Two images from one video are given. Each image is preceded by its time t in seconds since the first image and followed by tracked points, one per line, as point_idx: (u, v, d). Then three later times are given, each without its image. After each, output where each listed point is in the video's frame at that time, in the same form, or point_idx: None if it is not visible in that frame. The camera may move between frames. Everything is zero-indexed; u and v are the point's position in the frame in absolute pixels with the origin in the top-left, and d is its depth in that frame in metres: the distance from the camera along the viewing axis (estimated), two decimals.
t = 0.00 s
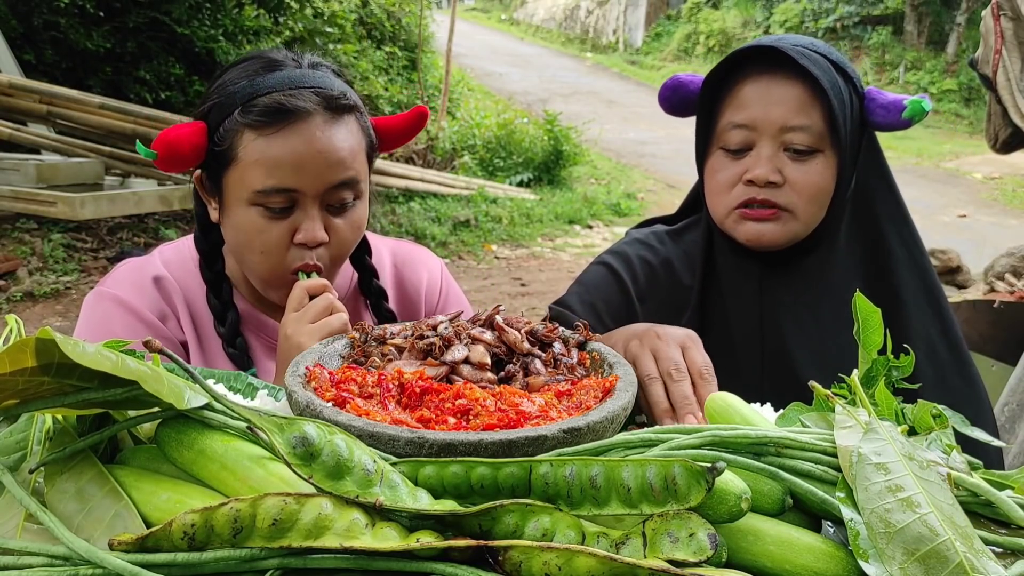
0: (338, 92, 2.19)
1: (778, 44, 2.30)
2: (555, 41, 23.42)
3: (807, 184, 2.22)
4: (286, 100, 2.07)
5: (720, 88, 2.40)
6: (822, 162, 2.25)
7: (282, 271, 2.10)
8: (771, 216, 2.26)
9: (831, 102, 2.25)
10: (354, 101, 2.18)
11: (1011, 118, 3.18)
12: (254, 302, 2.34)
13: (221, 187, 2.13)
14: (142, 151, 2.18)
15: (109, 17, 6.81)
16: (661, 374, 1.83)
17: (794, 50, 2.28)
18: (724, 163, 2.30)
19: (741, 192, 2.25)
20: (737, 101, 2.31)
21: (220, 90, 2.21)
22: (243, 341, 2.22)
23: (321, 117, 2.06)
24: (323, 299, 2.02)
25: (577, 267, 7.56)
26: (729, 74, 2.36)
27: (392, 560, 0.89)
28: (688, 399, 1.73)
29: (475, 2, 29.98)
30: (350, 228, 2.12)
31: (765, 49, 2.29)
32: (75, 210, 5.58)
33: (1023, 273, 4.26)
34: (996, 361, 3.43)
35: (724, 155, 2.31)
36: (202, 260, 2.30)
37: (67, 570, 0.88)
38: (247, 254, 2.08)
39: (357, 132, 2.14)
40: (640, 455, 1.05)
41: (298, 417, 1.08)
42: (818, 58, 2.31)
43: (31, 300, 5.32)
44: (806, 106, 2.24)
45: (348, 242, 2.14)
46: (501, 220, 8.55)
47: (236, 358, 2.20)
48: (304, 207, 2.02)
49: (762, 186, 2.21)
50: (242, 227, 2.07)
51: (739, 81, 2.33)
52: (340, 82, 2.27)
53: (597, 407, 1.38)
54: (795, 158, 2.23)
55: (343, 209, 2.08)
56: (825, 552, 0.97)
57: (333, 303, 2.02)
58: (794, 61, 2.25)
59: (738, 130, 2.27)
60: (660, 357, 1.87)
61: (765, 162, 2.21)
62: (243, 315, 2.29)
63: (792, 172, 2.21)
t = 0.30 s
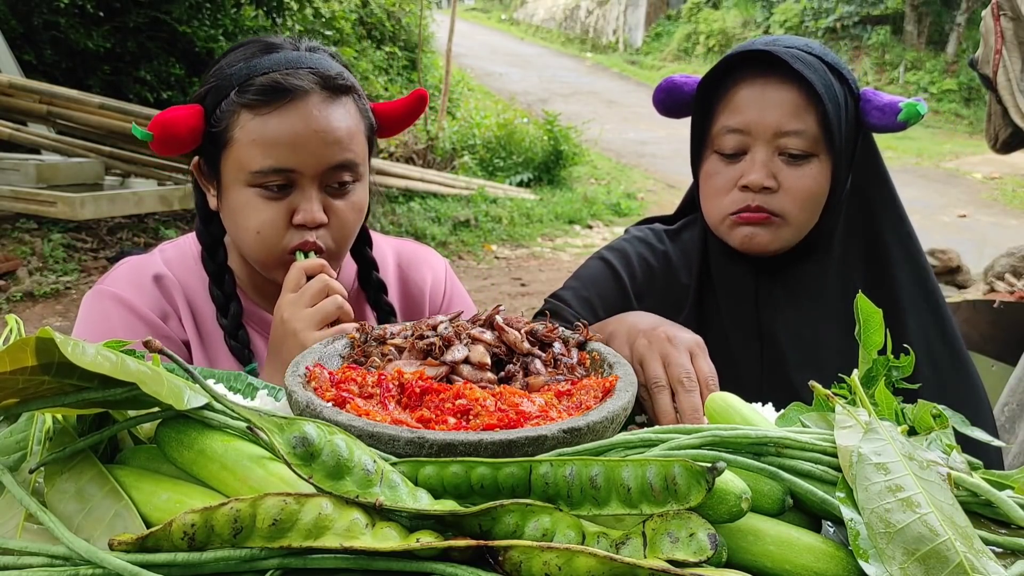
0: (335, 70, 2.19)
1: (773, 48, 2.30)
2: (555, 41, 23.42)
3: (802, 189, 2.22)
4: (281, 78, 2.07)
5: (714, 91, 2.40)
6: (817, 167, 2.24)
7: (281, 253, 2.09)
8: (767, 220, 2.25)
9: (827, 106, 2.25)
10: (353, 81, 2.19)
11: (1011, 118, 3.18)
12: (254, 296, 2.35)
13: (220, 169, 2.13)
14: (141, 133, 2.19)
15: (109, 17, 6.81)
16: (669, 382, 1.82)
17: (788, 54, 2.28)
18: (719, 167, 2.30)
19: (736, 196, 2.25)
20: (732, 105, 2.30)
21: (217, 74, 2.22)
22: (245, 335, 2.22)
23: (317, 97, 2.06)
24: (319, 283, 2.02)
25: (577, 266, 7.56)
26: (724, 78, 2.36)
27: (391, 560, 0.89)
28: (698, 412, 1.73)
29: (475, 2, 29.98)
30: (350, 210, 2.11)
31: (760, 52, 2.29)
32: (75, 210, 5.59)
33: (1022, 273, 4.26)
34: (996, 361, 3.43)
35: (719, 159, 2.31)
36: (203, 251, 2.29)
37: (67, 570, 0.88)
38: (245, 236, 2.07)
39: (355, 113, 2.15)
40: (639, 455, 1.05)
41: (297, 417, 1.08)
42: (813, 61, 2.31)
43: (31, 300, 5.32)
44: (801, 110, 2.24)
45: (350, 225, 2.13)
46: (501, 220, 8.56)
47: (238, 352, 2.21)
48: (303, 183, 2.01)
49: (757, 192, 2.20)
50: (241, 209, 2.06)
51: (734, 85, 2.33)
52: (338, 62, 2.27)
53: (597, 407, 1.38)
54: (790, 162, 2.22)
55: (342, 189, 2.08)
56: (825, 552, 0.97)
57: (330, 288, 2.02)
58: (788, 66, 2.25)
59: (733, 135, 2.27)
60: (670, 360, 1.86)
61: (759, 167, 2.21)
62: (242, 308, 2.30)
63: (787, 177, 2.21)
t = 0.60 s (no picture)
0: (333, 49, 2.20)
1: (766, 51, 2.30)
2: (555, 41, 23.42)
3: (797, 193, 2.22)
4: (282, 53, 2.08)
5: (709, 93, 2.40)
6: (811, 171, 2.24)
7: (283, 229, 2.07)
8: (760, 224, 2.26)
9: (821, 110, 2.25)
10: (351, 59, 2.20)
11: (1011, 118, 3.18)
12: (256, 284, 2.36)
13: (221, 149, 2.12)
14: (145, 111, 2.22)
15: (109, 17, 6.80)
16: (667, 385, 1.82)
17: (783, 57, 2.28)
18: (714, 171, 2.30)
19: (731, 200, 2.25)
20: (725, 108, 2.30)
21: (219, 58, 2.23)
22: (248, 323, 2.22)
23: (317, 73, 2.07)
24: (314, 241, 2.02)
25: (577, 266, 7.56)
26: (718, 82, 2.36)
27: (391, 560, 0.89)
28: (694, 411, 1.72)
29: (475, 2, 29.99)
30: (352, 190, 2.08)
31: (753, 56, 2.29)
32: (75, 210, 5.59)
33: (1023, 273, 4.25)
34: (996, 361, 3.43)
35: (714, 162, 2.31)
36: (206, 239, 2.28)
37: (66, 570, 0.88)
38: (245, 212, 2.05)
39: (355, 92, 2.15)
40: (639, 456, 1.05)
41: (298, 418, 1.08)
42: (806, 64, 2.31)
43: (31, 300, 5.32)
44: (795, 114, 2.24)
45: (352, 206, 2.10)
46: (501, 220, 8.55)
47: (239, 341, 2.21)
48: (303, 156, 2.00)
49: (752, 197, 2.20)
50: (240, 185, 2.04)
51: (728, 89, 2.32)
52: (334, 42, 2.28)
53: (597, 407, 1.38)
54: (784, 166, 2.22)
55: (342, 165, 2.06)
56: (825, 552, 0.97)
57: (326, 245, 2.03)
58: (782, 70, 2.25)
59: (727, 138, 2.26)
60: (672, 362, 1.86)
61: (753, 171, 2.21)
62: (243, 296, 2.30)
63: (781, 180, 2.21)
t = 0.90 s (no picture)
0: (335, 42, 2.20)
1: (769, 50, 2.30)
2: (556, 41, 23.42)
3: (799, 193, 2.22)
4: (287, 44, 2.09)
5: (711, 90, 2.40)
6: (812, 170, 2.25)
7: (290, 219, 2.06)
8: (762, 222, 2.26)
9: (823, 109, 2.25)
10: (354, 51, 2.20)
11: (1011, 119, 3.18)
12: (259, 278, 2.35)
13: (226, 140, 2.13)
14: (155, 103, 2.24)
15: (109, 17, 6.79)
16: (660, 358, 1.83)
17: (786, 57, 2.27)
18: (715, 169, 2.30)
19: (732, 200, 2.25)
20: (727, 106, 2.30)
21: (225, 52, 2.24)
22: (250, 317, 2.22)
23: (322, 64, 2.07)
24: (316, 235, 2.00)
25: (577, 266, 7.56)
26: (720, 79, 2.36)
27: (391, 560, 0.89)
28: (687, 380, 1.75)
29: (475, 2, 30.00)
30: (357, 180, 2.08)
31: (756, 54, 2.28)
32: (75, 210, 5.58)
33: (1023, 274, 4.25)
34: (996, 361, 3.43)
35: (715, 160, 2.31)
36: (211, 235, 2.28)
37: (66, 570, 0.88)
38: (250, 200, 2.05)
39: (359, 83, 2.15)
40: (639, 456, 1.05)
41: (297, 418, 1.08)
42: (809, 63, 2.30)
43: (31, 300, 5.32)
44: (797, 113, 2.24)
45: (357, 196, 2.10)
46: (501, 220, 8.55)
47: (240, 335, 2.21)
48: (308, 145, 2.01)
49: (752, 196, 2.21)
50: (246, 175, 2.04)
51: (729, 87, 2.32)
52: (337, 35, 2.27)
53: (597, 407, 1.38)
54: (786, 166, 2.22)
55: (346, 156, 2.06)
56: (825, 552, 0.97)
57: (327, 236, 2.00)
58: (785, 68, 2.25)
59: (729, 136, 2.26)
60: (657, 332, 1.86)
61: (755, 170, 2.20)
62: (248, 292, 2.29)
63: (783, 180, 2.21)
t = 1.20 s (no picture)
0: (335, 32, 2.21)
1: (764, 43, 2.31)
2: (555, 41, 23.43)
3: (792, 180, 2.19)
4: (287, 31, 2.11)
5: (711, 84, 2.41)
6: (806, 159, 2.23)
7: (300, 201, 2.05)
8: (756, 207, 2.22)
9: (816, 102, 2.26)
10: (354, 40, 2.20)
11: (1011, 119, 3.18)
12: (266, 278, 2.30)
13: (233, 132, 2.13)
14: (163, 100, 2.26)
15: (109, 17, 6.78)
16: (666, 354, 1.86)
17: (784, 50, 2.29)
18: (711, 157, 2.29)
19: (727, 185, 2.23)
20: (725, 98, 2.31)
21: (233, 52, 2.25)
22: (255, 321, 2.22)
23: (321, 47, 2.08)
24: (293, 238, 1.92)
25: (577, 267, 7.56)
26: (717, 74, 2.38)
27: (391, 560, 0.89)
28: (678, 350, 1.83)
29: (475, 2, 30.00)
30: (366, 159, 2.07)
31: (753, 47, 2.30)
32: (75, 210, 5.58)
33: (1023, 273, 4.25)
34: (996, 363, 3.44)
35: (712, 149, 2.30)
36: (219, 238, 2.27)
37: (67, 570, 0.88)
38: (261, 187, 2.04)
39: (361, 69, 2.15)
40: (640, 455, 1.05)
41: (298, 418, 1.08)
42: (805, 59, 2.32)
43: (31, 300, 5.32)
44: (791, 103, 2.24)
45: (368, 176, 2.08)
46: (501, 220, 8.55)
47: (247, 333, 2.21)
48: (313, 125, 2.01)
49: (748, 179, 2.18)
50: (253, 161, 2.03)
51: (728, 80, 2.33)
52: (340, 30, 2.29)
53: (597, 407, 1.38)
54: (780, 152, 2.20)
55: (352, 136, 2.06)
56: (825, 552, 0.97)
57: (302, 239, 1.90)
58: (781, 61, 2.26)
59: (726, 124, 2.26)
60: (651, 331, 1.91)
61: (751, 156, 2.19)
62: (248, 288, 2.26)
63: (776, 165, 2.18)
